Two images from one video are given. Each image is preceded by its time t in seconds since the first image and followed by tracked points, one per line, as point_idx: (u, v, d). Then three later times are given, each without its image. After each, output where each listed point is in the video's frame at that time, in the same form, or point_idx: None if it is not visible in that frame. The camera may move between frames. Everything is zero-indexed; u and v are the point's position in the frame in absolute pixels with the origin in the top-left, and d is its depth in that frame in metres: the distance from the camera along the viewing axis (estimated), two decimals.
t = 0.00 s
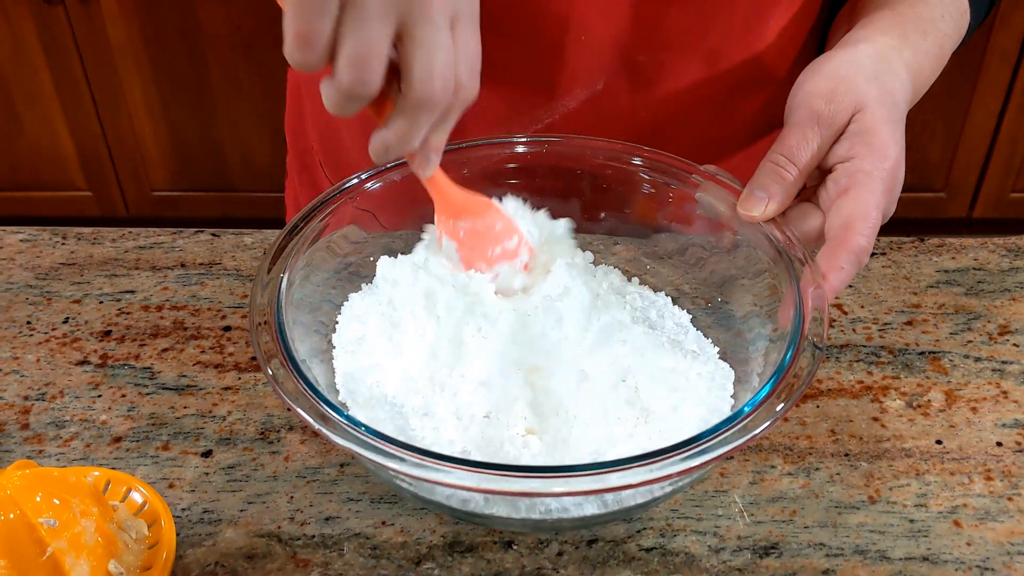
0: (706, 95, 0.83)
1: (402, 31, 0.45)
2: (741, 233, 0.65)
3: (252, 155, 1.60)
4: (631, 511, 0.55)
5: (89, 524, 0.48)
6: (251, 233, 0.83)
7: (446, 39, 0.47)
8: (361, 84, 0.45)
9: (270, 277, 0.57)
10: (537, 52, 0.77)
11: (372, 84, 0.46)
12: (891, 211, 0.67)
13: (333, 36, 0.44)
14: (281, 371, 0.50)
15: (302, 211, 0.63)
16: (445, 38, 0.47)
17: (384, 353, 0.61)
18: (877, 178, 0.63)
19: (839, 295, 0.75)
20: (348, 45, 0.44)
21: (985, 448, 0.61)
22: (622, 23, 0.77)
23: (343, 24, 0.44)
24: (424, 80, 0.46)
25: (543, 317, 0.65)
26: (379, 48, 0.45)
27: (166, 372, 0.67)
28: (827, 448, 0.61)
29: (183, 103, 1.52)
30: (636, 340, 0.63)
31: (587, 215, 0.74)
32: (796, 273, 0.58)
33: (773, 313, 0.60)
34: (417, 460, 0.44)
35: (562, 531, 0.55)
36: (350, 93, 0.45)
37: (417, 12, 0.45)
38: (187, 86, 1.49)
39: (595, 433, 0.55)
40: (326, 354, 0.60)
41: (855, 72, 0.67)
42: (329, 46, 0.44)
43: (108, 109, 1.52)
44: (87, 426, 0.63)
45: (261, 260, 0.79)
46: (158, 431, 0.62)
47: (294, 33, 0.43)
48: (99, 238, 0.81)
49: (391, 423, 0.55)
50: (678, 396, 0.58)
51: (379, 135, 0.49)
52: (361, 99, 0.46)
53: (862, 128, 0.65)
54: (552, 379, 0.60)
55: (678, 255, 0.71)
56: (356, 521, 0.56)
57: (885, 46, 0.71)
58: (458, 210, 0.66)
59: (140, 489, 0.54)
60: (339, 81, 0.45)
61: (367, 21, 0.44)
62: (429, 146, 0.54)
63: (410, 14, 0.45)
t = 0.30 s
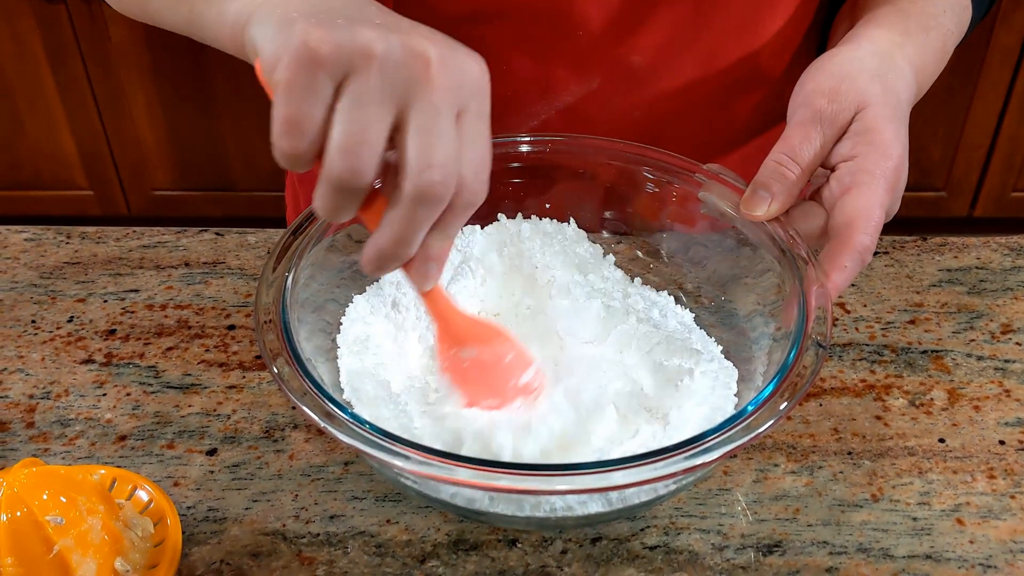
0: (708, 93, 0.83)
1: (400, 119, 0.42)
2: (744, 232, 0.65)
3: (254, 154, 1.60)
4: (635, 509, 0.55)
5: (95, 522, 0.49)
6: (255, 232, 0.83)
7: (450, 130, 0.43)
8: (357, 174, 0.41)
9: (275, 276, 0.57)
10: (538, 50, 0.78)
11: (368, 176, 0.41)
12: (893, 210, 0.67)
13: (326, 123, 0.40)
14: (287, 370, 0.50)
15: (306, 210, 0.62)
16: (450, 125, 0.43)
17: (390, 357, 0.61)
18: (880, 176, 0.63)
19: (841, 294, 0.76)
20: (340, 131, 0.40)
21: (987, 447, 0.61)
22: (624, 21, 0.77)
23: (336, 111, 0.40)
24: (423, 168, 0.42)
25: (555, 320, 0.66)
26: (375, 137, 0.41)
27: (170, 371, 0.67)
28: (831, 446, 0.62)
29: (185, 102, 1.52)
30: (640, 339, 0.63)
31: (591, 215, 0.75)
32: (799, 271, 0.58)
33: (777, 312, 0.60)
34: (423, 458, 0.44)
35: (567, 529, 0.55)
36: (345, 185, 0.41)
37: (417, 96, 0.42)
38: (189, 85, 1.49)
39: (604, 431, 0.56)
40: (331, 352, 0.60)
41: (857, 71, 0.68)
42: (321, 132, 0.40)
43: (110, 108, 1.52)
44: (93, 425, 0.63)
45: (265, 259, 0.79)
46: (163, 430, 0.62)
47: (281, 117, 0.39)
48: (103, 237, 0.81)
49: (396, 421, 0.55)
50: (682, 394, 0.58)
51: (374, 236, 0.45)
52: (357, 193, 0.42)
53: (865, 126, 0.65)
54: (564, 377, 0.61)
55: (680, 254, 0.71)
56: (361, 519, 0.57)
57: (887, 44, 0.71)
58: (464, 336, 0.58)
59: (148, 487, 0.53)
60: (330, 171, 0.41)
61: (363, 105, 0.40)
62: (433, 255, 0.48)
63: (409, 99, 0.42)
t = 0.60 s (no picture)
0: (710, 95, 0.83)
1: (410, 88, 0.44)
2: (745, 232, 0.65)
3: (255, 154, 1.61)
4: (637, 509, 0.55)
5: (100, 521, 0.49)
6: (257, 233, 0.83)
7: (457, 95, 0.45)
8: (371, 140, 0.44)
9: (279, 276, 0.57)
10: (541, 52, 0.77)
11: (382, 139, 0.45)
12: (896, 210, 0.67)
13: (343, 95, 0.43)
14: (291, 370, 0.50)
15: (310, 210, 0.62)
16: (456, 95, 0.45)
17: (392, 354, 0.61)
18: (882, 177, 0.63)
19: (843, 294, 0.76)
20: (356, 101, 0.43)
21: (989, 447, 0.61)
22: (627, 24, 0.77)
23: (352, 82, 0.43)
24: (431, 133, 0.45)
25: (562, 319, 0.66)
26: (386, 106, 0.43)
27: (173, 371, 0.67)
28: (833, 446, 0.62)
29: (186, 102, 1.52)
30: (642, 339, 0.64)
31: (593, 215, 0.75)
32: (800, 271, 0.58)
33: (778, 312, 0.60)
34: (428, 458, 0.44)
35: (569, 528, 0.55)
36: (359, 148, 0.45)
37: (425, 70, 0.43)
38: (190, 86, 1.50)
39: (607, 432, 0.56)
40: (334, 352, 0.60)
41: (859, 71, 0.68)
42: (340, 102, 0.44)
43: (112, 108, 1.53)
44: (96, 425, 0.63)
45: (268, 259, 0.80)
46: (166, 429, 0.62)
47: (303, 92, 0.43)
48: (106, 237, 0.82)
49: (400, 420, 0.55)
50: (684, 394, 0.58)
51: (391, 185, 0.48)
52: (373, 151, 0.45)
53: (868, 127, 0.65)
54: (571, 381, 0.61)
55: (682, 254, 0.71)
56: (364, 519, 0.57)
57: (889, 44, 0.71)
58: (478, 259, 0.63)
59: (151, 488, 0.54)
60: (349, 138, 0.44)
61: (374, 81, 0.43)
62: (443, 197, 0.51)
63: (417, 73, 0.43)
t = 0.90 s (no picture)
0: (710, 94, 0.83)
1: (402, 214, 0.41)
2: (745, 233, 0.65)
3: (255, 154, 1.61)
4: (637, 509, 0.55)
5: (99, 522, 0.49)
6: (257, 232, 0.83)
7: (456, 226, 0.41)
8: (360, 267, 0.41)
9: (279, 276, 0.57)
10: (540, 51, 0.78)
11: (373, 264, 0.42)
12: (896, 211, 0.67)
13: (330, 218, 0.40)
14: (290, 369, 0.50)
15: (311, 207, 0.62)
16: (454, 218, 0.41)
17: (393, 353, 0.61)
18: (883, 177, 0.63)
19: (843, 294, 0.76)
20: (344, 225, 0.40)
21: (989, 447, 0.61)
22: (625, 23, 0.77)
23: (338, 209, 0.40)
24: (428, 262, 0.41)
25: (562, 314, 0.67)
26: (377, 230, 0.40)
27: (173, 371, 0.67)
28: (833, 446, 0.62)
29: (186, 102, 1.52)
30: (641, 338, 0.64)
31: (593, 214, 0.75)
32: (800, 271, 0.58)
33: (778, 312, 0.60)
34: (427, 458, 0.44)
35: (569, 528, 0.55)
36: (352, 277, 0.42)
37: (417, 194, 0.40)
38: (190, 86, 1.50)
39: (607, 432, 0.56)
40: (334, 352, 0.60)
41: (859, 71, 0.68)
42: (329, 229, 0.41)
43: (112, 108, 1.53)
44: (95, 425, 0.63)
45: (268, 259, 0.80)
46: (166, 430, 0.62)
47: (289, 220, 0.40)
48: (105, 237, 0.82)
49: (400, 421, 0.55)
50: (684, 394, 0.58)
51: (388, 314, 0.45)
52: (366, 282, 0.43)
53: (868, 127, 0.65)
54: (570, 381, 0.61)
55: (682, 254, 0.71)
56: (364, 519, 0.57)
57: (889, 44, 0.71)
58: (486, 399, 0.58)
59: (151, 487, 0.54)
60: (340, 265, 0.41)
61: (363, 208, 0.40)
62: (445, 331, 0.47)
63: (407, 193, 0.40)
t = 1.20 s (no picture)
0: (711, 95, 0.83)
1: (432, 47, 0.44)
2: (745, 234, 0.65)
3: (254, 155, 1.60)
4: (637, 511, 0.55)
5: (99, 526, 0.49)
6: (257, 234, 0.83)
7: (474, 59, 0.45)
8: (387, 102, 0.45)
9: (278, 277, 0.57)
10: (541, 51, 0.77)
11: (398, 102, 0.45)
12: (897, 212, 0.67)
13: (362, 50, 0.43)
14: (289, 372, 0.50)
15: (309, 211, 0.63)
16: (474, 50, 0.45)
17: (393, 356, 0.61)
18: (883, 179, 0.63)
19: (843, 296, 0.75)
20: (374, 62, 0.43)
21: (989, 448, 0.61)
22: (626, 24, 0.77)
23: (371, 42, 0.43)
24: (451, 97, 0.45)
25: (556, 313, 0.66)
26: (402, 68, 0.44)
27: (172, 373, 0.67)
28: (833, 448, 0.62)
29: (186, 102, 1.52)
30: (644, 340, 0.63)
31: (593, 215, 0.75)
32: (800, 272, 0.58)
33: (779, 314, 0.60)
34: (427, 461, 0.44)
35: (569, 531, 0.55)
36: (377, 109, 0.45)
37: (447, 29, 0.43)
38: (190, 86, 1.49)
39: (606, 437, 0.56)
40: (334, 354, 0.60)
41: (860, 73, 0.68)
42: (358, 63, 0.44)
43: (111, 109, 1.52)
44: (94, 427, 0.63)
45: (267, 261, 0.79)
46: (165, 431, 0.62)
47: (321, 52, 0.43)
48: (104, 239, 0.81)
49: (400, 423, 0.55)
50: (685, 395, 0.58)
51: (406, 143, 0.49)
52: (389, 117, 0.46)
53: (869, 129, 0.65)
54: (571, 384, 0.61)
55: (682, 256, 0.71)
56: (363, 521, 0.57)
57: (890, 46, 0.71)
58: (481, 226, 0.66)
59: (150, 490, 0.53)
60: (366, 96, 0.45)
61: (394, 40, 0.43)
62: (454, 163, 0.50)
63: (437, 30, 0.43)
